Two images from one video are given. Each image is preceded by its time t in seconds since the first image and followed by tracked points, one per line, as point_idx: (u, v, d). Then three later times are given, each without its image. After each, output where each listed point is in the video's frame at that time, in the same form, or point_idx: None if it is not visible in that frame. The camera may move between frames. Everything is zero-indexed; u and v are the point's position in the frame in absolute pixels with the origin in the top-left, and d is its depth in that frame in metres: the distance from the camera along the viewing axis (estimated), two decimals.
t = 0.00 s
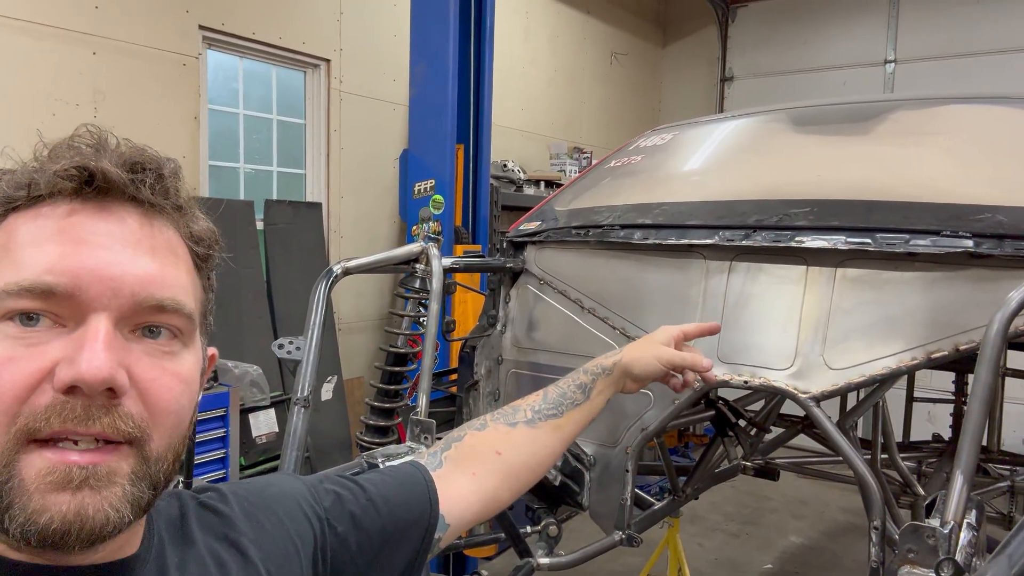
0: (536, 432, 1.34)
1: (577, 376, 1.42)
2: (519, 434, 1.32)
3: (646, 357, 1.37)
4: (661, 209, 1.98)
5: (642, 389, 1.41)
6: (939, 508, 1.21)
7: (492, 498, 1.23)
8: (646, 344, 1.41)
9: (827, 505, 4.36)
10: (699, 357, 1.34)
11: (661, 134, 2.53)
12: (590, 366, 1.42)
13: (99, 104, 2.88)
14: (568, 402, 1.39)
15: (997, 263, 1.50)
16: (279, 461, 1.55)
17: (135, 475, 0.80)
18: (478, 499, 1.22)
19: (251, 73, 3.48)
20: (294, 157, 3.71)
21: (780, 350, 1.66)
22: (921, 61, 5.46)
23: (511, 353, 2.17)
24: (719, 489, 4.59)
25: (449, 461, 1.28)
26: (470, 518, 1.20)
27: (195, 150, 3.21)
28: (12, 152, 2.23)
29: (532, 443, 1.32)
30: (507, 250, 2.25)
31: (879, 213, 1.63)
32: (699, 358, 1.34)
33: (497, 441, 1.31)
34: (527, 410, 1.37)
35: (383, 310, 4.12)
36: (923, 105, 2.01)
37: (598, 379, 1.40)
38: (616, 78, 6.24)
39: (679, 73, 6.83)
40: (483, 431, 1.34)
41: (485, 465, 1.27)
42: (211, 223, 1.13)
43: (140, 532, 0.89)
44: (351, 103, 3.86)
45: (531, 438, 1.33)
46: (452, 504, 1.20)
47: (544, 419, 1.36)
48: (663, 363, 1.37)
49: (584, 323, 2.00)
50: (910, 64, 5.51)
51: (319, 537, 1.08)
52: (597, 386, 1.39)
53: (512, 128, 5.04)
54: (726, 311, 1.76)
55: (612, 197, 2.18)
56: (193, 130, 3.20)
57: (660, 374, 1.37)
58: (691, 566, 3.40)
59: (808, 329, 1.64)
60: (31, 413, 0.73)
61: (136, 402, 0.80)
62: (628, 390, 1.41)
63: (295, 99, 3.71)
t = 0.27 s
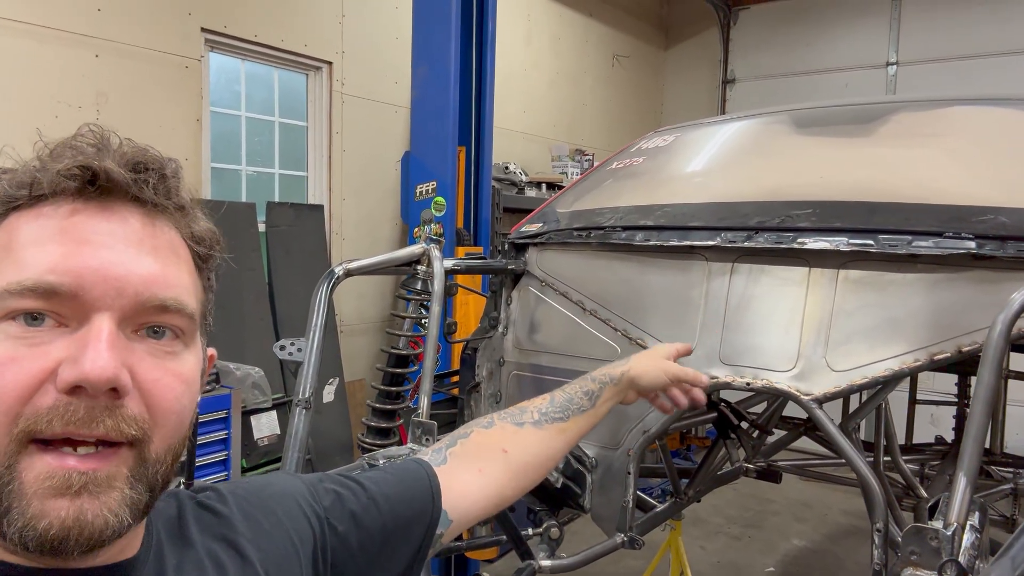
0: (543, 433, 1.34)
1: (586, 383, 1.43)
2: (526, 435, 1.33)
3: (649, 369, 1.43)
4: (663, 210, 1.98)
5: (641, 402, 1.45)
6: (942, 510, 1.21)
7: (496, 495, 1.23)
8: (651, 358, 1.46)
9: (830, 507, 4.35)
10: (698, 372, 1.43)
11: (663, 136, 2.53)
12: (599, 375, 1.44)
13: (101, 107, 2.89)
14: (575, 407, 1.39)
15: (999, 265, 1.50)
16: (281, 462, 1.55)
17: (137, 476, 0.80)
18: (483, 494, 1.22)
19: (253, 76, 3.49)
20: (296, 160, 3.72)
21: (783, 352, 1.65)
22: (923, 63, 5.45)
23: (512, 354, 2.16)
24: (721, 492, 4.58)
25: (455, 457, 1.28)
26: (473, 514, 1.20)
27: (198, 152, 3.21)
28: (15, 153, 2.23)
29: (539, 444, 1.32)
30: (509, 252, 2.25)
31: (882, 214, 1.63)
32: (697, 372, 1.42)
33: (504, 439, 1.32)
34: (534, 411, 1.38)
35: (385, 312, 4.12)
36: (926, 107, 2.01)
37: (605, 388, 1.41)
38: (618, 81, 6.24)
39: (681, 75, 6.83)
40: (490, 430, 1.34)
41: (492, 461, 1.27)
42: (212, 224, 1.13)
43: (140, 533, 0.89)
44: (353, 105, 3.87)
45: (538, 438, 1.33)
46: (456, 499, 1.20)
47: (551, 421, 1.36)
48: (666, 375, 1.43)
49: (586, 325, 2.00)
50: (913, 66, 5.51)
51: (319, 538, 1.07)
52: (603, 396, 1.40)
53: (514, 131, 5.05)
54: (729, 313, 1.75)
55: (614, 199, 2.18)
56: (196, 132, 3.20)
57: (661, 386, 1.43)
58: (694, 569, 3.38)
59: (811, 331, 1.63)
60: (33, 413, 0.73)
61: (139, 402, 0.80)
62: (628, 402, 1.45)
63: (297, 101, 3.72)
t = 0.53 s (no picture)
0: (540, 444, 1.34)
1: (580, 403, 1.43)
2: (524, 443, 1.33)
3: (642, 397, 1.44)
4: (660, 213, 1.99)
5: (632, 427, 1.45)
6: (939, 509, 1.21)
7: (494, 500, 1.23)
8: (644, 386, 1.47)
9: (827, 511, 4.35)
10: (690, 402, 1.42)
11: (660, 140, 2.54)
12: (594, 396, 1.44)
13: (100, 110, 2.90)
14: (569, 423, 1.39)
15: (994, 267, 1.51)
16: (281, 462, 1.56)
17: (138, 470, 0.81)
18: (481, 499, 1.22)
19: (252, 80, 3.50)
20: (294, 163, 3.73)
21: (780, 353, 1.66)
22: (918, 67, 5.48)
23: (511, 356, 2.17)
24: (719, 495, 4.59)
25: (455, 459, 1.28)
26: (470, 519, 1.19)
27: (196, 155, 3.22)
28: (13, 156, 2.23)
29: (536, 454, 1.32)
30: (508, 254, 2.26)
31: (877, 217, 1.64)
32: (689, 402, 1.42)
33: (504, 446, 1.32)
34: (533, 422, 1.38)
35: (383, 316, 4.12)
36: (921, 111, 2.02)
37: (599, 409, 1.42)
38: (615, 86, 6.26)
39: (678, 80, 6.86)
40: (489, 436, 1.34)
41: (491, 466, 1.27)
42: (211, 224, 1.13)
43: (141, 528, 0.89)
44: (351, 109, 3.88)
45: (535, 448, 1.33)
46: (454, 502, 1.20)
47: (548, 433, 1.37)
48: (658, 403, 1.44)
49: (584, 326, 2.01)
50: (908, 71, 5.54)
51: (320, 535, 1.07)
52: (597, 416, 1.41)
53: (512, 135, 5.06)
54: (726, 315, 1.76)
55: (612, 202, 2.19)
56: (194, 135, 3.21)
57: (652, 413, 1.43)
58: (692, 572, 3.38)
59: (808, 332, 1.64)
60: (36, 407, 0.74)
61: (140, 396, 0.80)
62: (619, 427, 1.45)
63: (296, 105, 3.73)
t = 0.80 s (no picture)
0: (550, 445, 1.35)
1: (592, 402, 1.44)
2: (533, 444, 1.34)
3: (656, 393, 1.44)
4: (666, 214, 1.99)
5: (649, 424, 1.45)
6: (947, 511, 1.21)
7: (502, 502, 1.23)
8: (658, 382, 1.48)
9: (833, 513, 4.33)
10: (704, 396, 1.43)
11: (665, 140, 2.54)
12: (605, 394, 1.45)
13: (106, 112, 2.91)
14: (581, 423, 1.40)
15: (1003, 268, 1.50)
16: (286, 463, 1.56)
17: (142, 473, 0.81)
18: (490, 502, 1.22)
19: (257, 82, 3.51)
20: (300, 165, 3.74)
21: (786, 354, 1.65)
22: (925, 67, 5.46)
23: (516, 358, 2.17)
24: (725, 497, 4.57)
25: (462, 462, 1.29)
26: (478, 520, 1.20)
27: (202, 157, 3.23)
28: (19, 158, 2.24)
29: (546, 455, 1.33)
30: (513, 256, 2.26)
31: (884, 217, 1.63)
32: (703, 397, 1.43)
33: (512, 447, 1.32)
34: (541, 424, 1.39)
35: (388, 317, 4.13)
36: (928, 111, 2.01)
37: (612, 407, 1.43)
38: (620, 86, 6.26)
39: (684, 80, 6.85)
40: (498, 438, 1.35)
41: (500, 468, 1.28)
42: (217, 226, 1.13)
43: (144, 531, 0.90)
44: (356, 111, 3.89)
45: (545, 449, 1.34)
46: (463, 504, 1.20)
47: (558, 433, 1.37)
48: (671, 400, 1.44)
49: (589, 328, 2.00)
50: (914, 71, 5.51)
51: (324, 538, 1.07)
52: (610, 414, 1.42)
53: (517, 136, 5.06)
54: (732, 316, 1.75)
55: (617, 203, 2.19)
56: (200, 137, 3.22)
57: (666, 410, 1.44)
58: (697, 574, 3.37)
59: (814, 333, 1.64)
60: (41, 410, 0.74)
61: (144, 398, 0.81)
62: (633, 424, 1.46)
63: (301, 107, 3.74)
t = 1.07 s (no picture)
0: (563, 439, 1.33)
1: (610, 390, 1.40)
2: (545, 440, 1.32)
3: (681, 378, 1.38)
4: (665, 216, 1.99)
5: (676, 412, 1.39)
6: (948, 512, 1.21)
7: (512, 502, 1.23)
8: (682, 365, 1.41)
9: (832, 514, 4.33)
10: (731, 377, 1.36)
11: (664, 142, 2.54)
12: (623, 382, 1.41)
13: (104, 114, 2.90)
14: (597, 414, 1.37)
15: (1002, 269, 1.50)
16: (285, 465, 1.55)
17: (140, 475, 0.80)
18: (499, 500, 1.22)
19: (256, 84, 3.51)
20: (298, 167, 3.73)
21: (785, 356, 1.65)
22: (922, 69, 5.47)
23: (515, 359, 2.16)
24: (723, 499, 4.57)
25: (471, 461, 1.28)
26: (487, 521, 1.19)
27: (200, 159, 3.22)
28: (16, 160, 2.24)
29: (558, 451, 1.31)
30: (512, 257, 2.26)
31: (883, 219, 1.63)
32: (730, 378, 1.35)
33: (523, 444, 1.31)
34: (555, 417, 1.37)
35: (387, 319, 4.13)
36: (926, 112, 2.02)
37: (631, 396, 1.38)
38: (618, 88, 6.27)
39: (682, 82, 6.86)
40: (509, 433, 1.34)
41: (510, 466, 1.26)
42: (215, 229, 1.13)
43: (142, 533, 0.89)
44: (355, 113, 3.89)
45: (557, 444, 1.32)
46: (472, 504, 1.20)
47: (572, 426, 1.35)
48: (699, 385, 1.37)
49: (589, 329, 2.00)
50: (912, 73, 5.53)
51: (324, 540, 1.07)
52: (629, 403, 1.37)
53: (515, 138, 5.06)
54: (731, 318, 1.75)
55: (616, 205, 2.19)
56: (199, 140, 3.22)
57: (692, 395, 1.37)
58: None
59: (813, 335, 1.64)
60: (37, 413, 0.74)
61: (141, 401, 0.80)
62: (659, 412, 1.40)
63: (299, 109, 3.74)
